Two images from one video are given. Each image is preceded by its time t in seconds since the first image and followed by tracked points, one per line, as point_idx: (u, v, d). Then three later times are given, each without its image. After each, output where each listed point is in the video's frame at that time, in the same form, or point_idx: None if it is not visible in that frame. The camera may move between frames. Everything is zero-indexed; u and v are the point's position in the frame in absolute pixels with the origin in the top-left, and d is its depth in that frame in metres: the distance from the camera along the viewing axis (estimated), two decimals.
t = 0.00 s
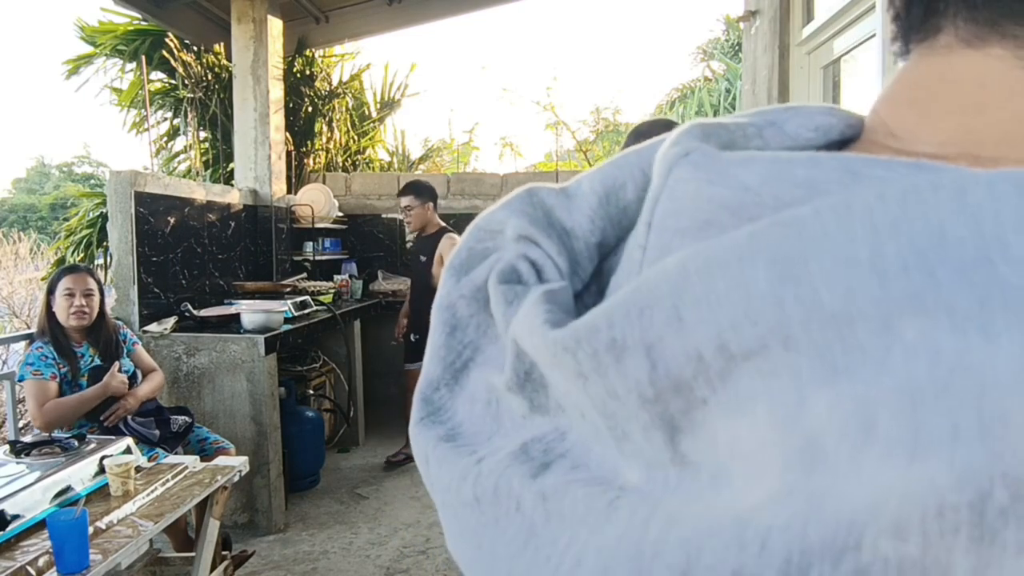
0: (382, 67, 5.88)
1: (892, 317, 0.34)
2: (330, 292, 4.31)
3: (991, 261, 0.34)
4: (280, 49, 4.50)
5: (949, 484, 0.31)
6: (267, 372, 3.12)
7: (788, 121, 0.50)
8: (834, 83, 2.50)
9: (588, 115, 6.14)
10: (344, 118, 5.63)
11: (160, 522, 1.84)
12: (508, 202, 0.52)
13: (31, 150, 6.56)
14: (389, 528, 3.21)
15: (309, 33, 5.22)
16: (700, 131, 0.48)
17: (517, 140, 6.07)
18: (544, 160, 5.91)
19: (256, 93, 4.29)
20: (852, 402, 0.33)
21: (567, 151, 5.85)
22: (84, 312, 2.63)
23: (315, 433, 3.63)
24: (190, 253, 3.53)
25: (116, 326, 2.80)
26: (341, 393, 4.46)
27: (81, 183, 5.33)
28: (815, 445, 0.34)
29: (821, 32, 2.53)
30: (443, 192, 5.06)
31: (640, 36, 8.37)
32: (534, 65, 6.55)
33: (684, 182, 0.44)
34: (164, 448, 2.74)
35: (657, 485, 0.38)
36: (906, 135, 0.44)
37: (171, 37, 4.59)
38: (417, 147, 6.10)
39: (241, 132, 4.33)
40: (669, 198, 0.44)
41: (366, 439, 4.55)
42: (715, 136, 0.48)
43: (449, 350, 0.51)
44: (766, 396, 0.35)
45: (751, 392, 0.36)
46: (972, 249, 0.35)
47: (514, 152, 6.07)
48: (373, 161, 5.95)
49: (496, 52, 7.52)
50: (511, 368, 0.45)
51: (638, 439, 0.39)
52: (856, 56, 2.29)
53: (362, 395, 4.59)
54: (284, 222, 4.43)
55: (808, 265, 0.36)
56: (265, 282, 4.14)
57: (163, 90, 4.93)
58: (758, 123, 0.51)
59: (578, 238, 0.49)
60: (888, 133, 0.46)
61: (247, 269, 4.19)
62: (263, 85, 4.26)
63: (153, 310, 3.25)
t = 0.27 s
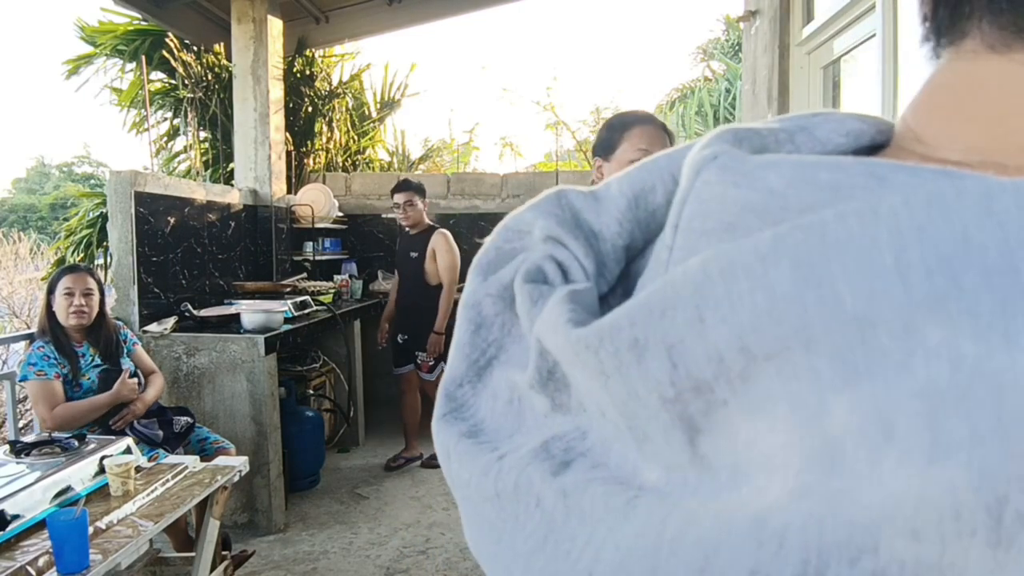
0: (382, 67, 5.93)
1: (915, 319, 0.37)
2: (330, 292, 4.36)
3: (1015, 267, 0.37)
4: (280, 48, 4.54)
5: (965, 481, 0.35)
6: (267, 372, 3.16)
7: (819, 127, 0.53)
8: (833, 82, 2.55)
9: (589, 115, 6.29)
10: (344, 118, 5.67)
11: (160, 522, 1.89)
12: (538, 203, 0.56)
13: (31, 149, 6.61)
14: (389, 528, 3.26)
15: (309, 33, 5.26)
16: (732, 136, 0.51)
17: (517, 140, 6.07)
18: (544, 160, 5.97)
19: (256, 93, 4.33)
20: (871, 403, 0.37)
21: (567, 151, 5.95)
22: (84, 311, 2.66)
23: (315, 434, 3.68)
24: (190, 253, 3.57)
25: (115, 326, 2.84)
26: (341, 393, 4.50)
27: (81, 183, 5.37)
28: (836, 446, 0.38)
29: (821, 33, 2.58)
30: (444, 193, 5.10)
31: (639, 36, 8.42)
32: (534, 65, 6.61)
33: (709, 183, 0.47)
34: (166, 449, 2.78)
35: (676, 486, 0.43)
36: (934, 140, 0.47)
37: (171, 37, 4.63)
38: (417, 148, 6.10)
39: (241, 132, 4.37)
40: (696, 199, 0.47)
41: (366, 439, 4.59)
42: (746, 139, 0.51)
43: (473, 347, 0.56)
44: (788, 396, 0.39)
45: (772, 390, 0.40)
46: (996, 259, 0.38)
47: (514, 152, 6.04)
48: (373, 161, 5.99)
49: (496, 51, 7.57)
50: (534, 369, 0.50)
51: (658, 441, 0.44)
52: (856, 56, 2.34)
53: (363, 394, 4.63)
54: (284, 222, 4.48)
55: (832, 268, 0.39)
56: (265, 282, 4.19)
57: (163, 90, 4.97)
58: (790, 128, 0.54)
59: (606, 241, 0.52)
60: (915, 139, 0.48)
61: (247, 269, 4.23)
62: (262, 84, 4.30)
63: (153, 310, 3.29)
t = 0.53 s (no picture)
0: (381, 67, 5.87)
1: (905, 307, 0.34)
2: (330, 292, 4.33)
3: (1003, 261, 0.34)
4: (280, 48, 4.53)
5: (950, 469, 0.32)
6: (267, 372, 3.13)
7: (827, 128, 0.51)
8: (834, 82, 2.53)
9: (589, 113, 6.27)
10: (344, 118, 5.64)
11: (160, 522, 1.86)
12: (550, 199, 0.52)
13: (31, 150, 6.58)
14: (389, 528, 3.23)
15: (309, 33, 5.24)
16: (739, 135, 0.48)
17: (517, 140, 6.27)
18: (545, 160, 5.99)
19: (256, 93, 4.30)
20: (861, 390, 0.34)
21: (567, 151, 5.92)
22: (83, 310, 2.64)
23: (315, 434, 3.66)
24: (190, 253, 3.55)
25: (115, 326, 2.81)
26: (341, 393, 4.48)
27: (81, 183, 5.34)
28: (825, 432, 0.35)
29: (821, 32, 2.55)
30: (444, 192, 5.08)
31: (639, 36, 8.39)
32: (534, 66, 6.60)
33: (714, 181, 0.44)
34: (165, 449, 2.76)
35: (676, 471, 0.39)
36: (934, 143, 0.45)
37: (171, 36, 4.61)
38: (417, 148, 6.08)
39: (241, 132, 4.35)
40: (700, 196, 0.44)
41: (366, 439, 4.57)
42: (754, 138, 0.48)
43: (486, 337, 0.52)
44: (781, 383, 0.36)
45: (767, 379, 0.37)
46: (983, 253, 0.35)
47: (513, 151, 6.17)
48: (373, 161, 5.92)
49: (496, 52, 7.55)
50: (543, 358, 0.46)
51: (657, 429, 0.40)
52: (856, 56, 2.31)
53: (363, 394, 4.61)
54: (284, 222, 4.47)
55: (825, 258, 0.36)
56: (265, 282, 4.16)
57: (163, 90, 4.94)
58: (797, 131, 0.51)
59: (618, 237, 0.49)
60: (918, 141, 0.46)
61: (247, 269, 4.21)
62: (263, 84, 4.27)
63: (153, 310, 3.27)
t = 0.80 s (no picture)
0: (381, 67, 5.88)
1: (867, 295, 0.35)
2: (330, 292, 4.33)
3: (965, 246, 0.34)
4: (280, 48, 4.53)
5: (909, 451, 0.32)
6: (267, 372, 3.14)
7: (816, 123, 0.50)
8: (833, 82, 2.53)
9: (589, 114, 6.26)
10: (344, 118, 5.65)
11: (160, 522, 1.87)
12: (544, 196, 0.52)
13: (31, 150, 6.58)
14: (389, 528, 3.24)
15: (310, 33, 5.25)
16: (721, 130, 0.48)
17: (517, 141, 6.23)
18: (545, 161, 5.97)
19: (256, 93, 4.31)
20: (826, 377, 0.35)
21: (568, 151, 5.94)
22: (82, 310, 2.64)
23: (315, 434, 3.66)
24: (190, 253, 3.55)
25: (115, 326, 2.81)
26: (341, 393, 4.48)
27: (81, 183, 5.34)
28: (795, 415, 0.35)
29: (821, 32, 2.55)
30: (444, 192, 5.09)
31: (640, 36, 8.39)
32: (534, 66, 6.60)
33: (691, 175, 0.43)
34: (166, 449, 2.76)
35: (657, 460, 0.40)
36: (916, 137, 0.45)
37: (171, 37, 4.61)
38: (417, 148, 6.04)
39: (241, 132, 4.35)
40: (680, 188, 0.44)
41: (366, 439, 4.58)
42: (738, 133, 0.48)
43: (482, 330, 0.52)
44: (754, 371, 0.37)
45: (740, 368, 0.37)
46: (947, 235, 0.35)
47: (513, 150, 6.20)
48: (373, 162, 5.92)
49: (496, 52, 7.55)
50: (533, 350, 0.46)
51: (639, 418, 0.41)
52: (856, 56, 2.32)
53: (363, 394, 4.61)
54: (284, 222, 4.47)
55: (793, 249, 0.37)
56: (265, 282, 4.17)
57: (163, 90, 4.95)
58: (774, 126, 0.50)
59: (610, 231, 0.48)
60: (899, 136, 0.46)
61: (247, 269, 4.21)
62: (263, 84, 4.28)
63: (153, 310, 3.27)
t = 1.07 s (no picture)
0: (382, 67, 5.92)
1: (878, 303, 0.35)
2: (330, 292, 4.33)
3: (977, 253, 0.34)
4: (280, 48, 4.53)
5: (922, 461, 0.32)
6: (267, 372, 3.13)
7: (820, 125, 0.50)
8: (833, 82, 2.53)
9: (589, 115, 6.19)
10: (344, 118, 5.64)
11: (160, 522, 1.86)
12: (543, 197, 0.52)
13: (31, 150, 6.57)
14: (389, 528, 3.24)
15: (310, 33, 5.25)
16: (727, 132, 0.48)
17: (518, 140, 6.08)
18: (544, 161, 5.98)
19: (256, 93, 4.31)
20: (835, 385, 0.34)
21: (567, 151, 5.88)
22: (83, 310, 2.64)
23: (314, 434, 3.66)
24: (190, 253, 3.55)
25: (115, 326, 2.81)
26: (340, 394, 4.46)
27: (81, 183, 5.33)
28: (804, 423, 0.35)
29: (821, 32, 2.55)
30: (444, 192, 5.09)
31: (641, 36, 8.38)
32: (534, 66, 6.62)
33: (696, 180, 0.43)
34: (166, 449, 2.76)
35: (663, 469, 0.39)
36: (919, 142, 0.45)
37: (171, 37, 4.61)
38: (417, 148, 6.05)
39: (241, 132, 4.35)
40: (686, 191, 0.43)
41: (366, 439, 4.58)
42: (743, 135, 0.48)
43: (480, 334, 0.52)
44: (763, 377, 0.36)
45: (749, 374, 0.37)
46: (958, 242, 0.35)
47: (513, 152, 6.06)
48: (373, 161, 5.96)
49: (496, 52, 7.55)
50: (534, 356, 0.46)
51: (646, 425, 0.40)
52: (856, 56, 2.31)
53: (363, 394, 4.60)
54: (284, 222, 4.47)
55: (803, 255, 0.37)
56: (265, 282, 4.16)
57: (163, 90, 4.95)
58: (787, 126, 0.50)
59: (611, 234, 0.48)
60: (905, 141, 0.46)
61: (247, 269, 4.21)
62: (263, 84, 4.28)
63: (153, 310, 3.27)
